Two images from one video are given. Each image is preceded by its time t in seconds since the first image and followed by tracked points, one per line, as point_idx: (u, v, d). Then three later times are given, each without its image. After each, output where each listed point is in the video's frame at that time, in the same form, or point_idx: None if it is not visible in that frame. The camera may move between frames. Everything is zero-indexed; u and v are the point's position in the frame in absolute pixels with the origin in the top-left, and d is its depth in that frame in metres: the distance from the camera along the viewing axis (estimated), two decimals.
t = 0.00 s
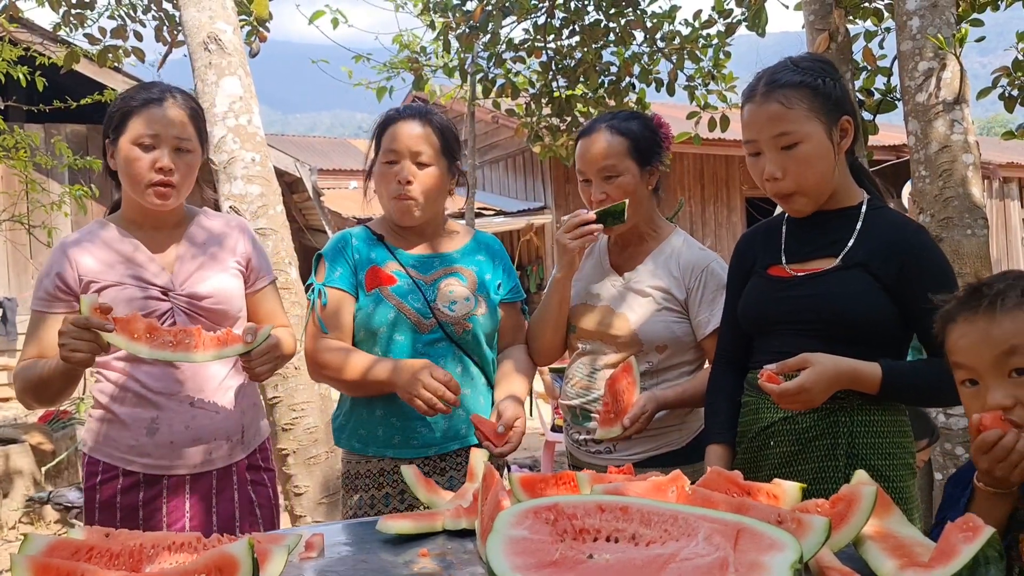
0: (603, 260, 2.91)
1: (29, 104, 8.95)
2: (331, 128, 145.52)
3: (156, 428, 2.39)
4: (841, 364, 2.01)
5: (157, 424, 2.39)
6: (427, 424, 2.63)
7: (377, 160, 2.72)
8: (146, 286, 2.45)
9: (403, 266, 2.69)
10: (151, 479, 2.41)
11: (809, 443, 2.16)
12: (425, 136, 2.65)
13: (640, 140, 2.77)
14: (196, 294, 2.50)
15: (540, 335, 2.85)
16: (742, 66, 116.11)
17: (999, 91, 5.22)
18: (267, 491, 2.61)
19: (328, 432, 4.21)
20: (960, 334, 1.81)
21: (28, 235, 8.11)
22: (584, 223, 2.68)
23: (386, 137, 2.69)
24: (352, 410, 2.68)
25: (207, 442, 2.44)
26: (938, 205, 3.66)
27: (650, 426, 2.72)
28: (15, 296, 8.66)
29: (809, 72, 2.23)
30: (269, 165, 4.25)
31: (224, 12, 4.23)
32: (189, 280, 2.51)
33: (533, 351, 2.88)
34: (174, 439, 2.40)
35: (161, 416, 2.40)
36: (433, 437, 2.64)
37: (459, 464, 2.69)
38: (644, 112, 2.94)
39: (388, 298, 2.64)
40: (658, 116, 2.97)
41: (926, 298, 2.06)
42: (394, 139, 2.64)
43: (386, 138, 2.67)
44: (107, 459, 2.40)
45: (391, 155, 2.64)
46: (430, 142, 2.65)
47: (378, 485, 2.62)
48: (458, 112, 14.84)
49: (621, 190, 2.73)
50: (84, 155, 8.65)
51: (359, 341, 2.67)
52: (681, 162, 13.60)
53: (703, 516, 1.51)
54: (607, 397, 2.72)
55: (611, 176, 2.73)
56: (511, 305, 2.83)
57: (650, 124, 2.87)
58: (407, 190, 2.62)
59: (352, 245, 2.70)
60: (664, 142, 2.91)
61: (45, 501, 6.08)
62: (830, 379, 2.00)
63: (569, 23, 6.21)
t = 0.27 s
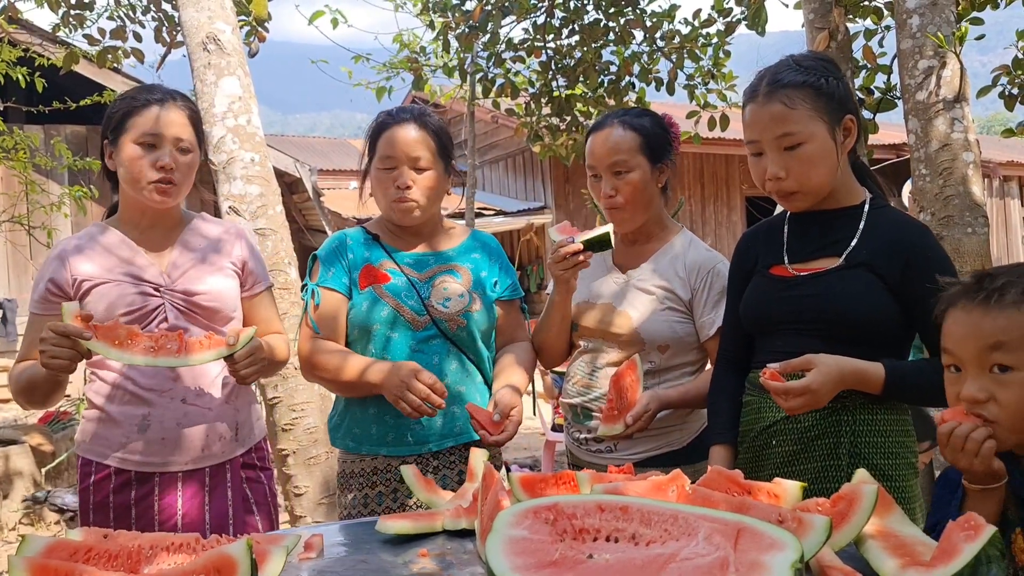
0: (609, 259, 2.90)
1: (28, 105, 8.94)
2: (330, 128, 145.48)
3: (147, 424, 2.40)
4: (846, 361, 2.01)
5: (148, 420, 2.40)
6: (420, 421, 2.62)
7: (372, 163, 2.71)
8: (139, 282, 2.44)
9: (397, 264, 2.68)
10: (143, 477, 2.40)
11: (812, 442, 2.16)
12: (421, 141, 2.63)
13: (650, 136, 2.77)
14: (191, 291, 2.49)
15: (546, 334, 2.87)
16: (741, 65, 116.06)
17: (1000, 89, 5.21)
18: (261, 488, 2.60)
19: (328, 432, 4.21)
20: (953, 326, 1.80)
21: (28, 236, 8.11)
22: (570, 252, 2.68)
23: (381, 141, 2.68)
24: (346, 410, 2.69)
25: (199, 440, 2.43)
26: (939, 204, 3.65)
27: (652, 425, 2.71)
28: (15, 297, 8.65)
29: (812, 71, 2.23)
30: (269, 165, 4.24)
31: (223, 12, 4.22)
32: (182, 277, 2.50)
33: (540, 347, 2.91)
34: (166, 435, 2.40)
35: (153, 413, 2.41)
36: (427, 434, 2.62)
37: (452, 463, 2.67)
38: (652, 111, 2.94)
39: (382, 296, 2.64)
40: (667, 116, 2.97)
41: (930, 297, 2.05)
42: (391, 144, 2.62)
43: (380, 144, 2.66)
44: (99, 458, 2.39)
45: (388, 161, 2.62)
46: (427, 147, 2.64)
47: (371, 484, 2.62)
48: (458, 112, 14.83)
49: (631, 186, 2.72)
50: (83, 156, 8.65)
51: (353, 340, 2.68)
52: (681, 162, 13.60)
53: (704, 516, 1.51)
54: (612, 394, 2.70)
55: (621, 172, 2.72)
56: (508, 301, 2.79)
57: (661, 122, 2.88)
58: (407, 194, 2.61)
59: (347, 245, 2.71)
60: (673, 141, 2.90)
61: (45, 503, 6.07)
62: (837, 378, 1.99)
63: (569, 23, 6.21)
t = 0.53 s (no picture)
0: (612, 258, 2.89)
1: (28, 107, 8.94)
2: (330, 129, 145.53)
3: (148, 427, 2.39)
4: (850, 363, 2.01)
5: (149, 422, 2.39)
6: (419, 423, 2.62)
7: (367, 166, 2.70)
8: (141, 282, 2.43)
9: (393, 265, 2.68)
10: (144, 480, 2.40)
11: (813, 442, 2.15)
12: (415, 142, 2.62)
13: (654, 134, 2.76)
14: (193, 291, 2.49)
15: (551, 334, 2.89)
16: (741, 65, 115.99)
17: (1000, 87, 5.20)
18: (262, 494, 2.59)
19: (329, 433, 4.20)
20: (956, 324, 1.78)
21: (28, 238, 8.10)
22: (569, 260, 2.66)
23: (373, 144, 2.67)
24: (343, 411, 2.68)
25: (199, 445, 2.43)
26: (940, 202, 3.65)
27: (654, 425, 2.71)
28: (16, 299, 8.65)
29: (814, 69, 2.22)
30: (269, 166, 4.24)
31: (223, 13, 4.22)
32: (185, 278, 2.50)
33: (543, 343, 2.93)
34: (167, 439, 2.40)
35: (153, 416, 2.40)
36: (425, 435, 2.62)
37: (451, 464, 2.66)
38: (656, 110, 2.93)
39: (377, 297, 2.63)
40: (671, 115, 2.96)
41: (934, 296, 2.04)
42: (385, 145, 2.62)
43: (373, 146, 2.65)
44: (99, 461, 2.39)
45: (384, 162, 2.62)
46: (423, 148, 2.64)
47: (369, 485, 2.61)
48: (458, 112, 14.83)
49: (634, 184, 2.71)
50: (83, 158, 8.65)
51: (350, 342, 2.67)
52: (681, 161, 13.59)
53: (706, 515, 1.50)
54: (616, 393, 2.70)
55: (625, 170, 2.72)
56: (502, 300, 2.80)
57: (665, 120, 2.87)
58: (404, 196, 2.60)
59: (342, 246, 2.70)
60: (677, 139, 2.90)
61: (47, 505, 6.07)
62: (843, 375, 1.99)
63: (568, 22, 6.20)
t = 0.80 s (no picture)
0: (615, 259, 2.89)
1: (30, 110, 8.96)
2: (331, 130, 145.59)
3: (160, 430, 2.39)
4: (848, 362, 2.00)
5: (160, 426, 2.39)
6: (422, 424, 2.62)
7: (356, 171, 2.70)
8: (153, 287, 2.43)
9: (390, 268, 2.67)
10: (156, 483, 2.40)
11: (816, 441, 2.15)
12: (405, 143, 2.63)
13: (654, 135, 2.76)
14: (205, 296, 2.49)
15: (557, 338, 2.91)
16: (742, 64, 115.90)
17: (1002, 85, 5.20)
18: (271, 496, 2.62)
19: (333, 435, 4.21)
20: (961, 324, 1.78)
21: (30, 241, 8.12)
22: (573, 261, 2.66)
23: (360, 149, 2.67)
24: (347, 413, 2.69)
25: (212, 447, 2.44)
26: (942, 200, 3.64)
27: (659, 423, 2.71)
28: (18, 302, 8.67)
29: (817, 79, 2.22)
30: (271, 168, 4.24)
31: (223, 15, 4.22)
32: (196, 282, 2.50)
33: (552, 332, 2.92)
34: (178, 442, 2.41)
35: (165, 418, 2.39)
36: (429, 437, 2.62)
37: (454, 465, 2.66)
38: (657, 111, 2.93)
39: (375, 302, 2.63)
40: (673, 116, 2.96)
41: (937, 295, 2.04)
42: (374, 149, 2.62)
43: (362, 151, 2.65)
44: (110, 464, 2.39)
45: (372, 167, 2.62)
46: (412, 149, 2.64)
47: (375, 487, 2.62)
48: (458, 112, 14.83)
49: (635, 183, 2.71)
50: (85, 160, 8.66)
51: (353, 347, 2.67)
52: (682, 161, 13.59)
53: (712, 515, 1.50)
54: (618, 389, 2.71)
55: (625, 170, 2.72)
56: (500, 295, 2.79)
57: (665, 121, 2.88)
58: (393, 199, 2.61)
59: (340, 251, 2.70)
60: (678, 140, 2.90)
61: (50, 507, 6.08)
62: (838, 373, 1.99)
63: (569, 23, 6.20)
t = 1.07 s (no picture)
0: (614, 261, 2.89)
1: (31, 113, 8.99)
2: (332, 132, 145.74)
3: (176, 436, 2.39)
4: (861, 367, 2.00)
5: (176, 431, 2.39)
6: (423, 427, 2.63)
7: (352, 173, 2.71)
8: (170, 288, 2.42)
9: (387, 272, 2.68)
10: (169, 489, 2.39)
11: (819, 442, 2.15)
12: (399, 146, 2.63)
13: (651, 136, 2.77)
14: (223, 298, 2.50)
15: (557, 342, 2.92)
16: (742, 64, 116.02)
17: (1003, 84, 5.19)
18: (286, 503, 2.61)
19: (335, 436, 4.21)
20: (969, 320, 1.78)
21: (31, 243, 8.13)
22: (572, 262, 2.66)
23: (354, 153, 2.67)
24: (350, 416, 2.70)
25: (228, 454, 2.44)
26: (943, 200, 3.64)
27: (664, 422, 2.71)
28: (20, 304, 8.68)
29: (823, 69, 2.22)
30: (272, 170, 4.24)
31: (224, 17, 4.22)
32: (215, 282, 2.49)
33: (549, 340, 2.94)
34: (193, 448, 2.40)
35: (181, 424, 2.40)
36: (430, 439, 2.63)
37: (455, 467, 2.66)
38: (656, 113, 2.93)
39: (372, 307, 2.64)
40: (671, 118, 2.96)
41: (938, 294, 2.04)
42: (363, 154, 2.63)
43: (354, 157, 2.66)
44: (124, 468, 2.37)
45: (365, 171, 2.63)
46: (405, 152, 2.64)
47: (379, 488, 2.62)
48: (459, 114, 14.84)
49: (630, 184, 2.71)
50: (87, 163, 8.68)
51: (354, 352, 2.69)
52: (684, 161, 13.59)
53: (714, 516, 1.50)
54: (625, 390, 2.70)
55: (619, 171, 2.73)
56: (501, 295, 2.78)
57: (662, 123, 2.88)
58: (387, 203, 2.62)
59: (337, 257, 2.72)
60: (676, 142, 2.90)
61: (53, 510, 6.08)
62: (852, 378, 1.98)
63: (570, 23, 6.20)
